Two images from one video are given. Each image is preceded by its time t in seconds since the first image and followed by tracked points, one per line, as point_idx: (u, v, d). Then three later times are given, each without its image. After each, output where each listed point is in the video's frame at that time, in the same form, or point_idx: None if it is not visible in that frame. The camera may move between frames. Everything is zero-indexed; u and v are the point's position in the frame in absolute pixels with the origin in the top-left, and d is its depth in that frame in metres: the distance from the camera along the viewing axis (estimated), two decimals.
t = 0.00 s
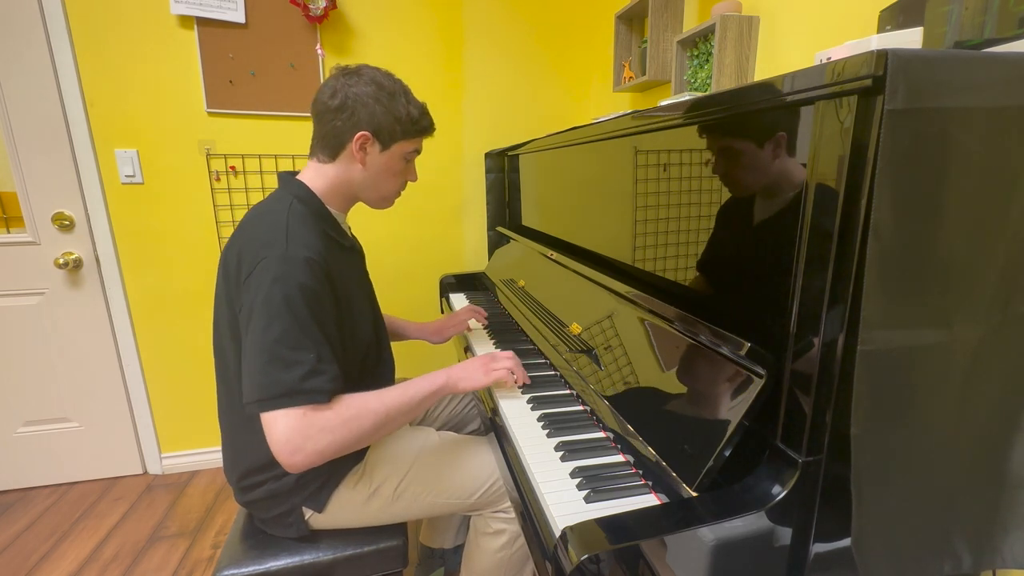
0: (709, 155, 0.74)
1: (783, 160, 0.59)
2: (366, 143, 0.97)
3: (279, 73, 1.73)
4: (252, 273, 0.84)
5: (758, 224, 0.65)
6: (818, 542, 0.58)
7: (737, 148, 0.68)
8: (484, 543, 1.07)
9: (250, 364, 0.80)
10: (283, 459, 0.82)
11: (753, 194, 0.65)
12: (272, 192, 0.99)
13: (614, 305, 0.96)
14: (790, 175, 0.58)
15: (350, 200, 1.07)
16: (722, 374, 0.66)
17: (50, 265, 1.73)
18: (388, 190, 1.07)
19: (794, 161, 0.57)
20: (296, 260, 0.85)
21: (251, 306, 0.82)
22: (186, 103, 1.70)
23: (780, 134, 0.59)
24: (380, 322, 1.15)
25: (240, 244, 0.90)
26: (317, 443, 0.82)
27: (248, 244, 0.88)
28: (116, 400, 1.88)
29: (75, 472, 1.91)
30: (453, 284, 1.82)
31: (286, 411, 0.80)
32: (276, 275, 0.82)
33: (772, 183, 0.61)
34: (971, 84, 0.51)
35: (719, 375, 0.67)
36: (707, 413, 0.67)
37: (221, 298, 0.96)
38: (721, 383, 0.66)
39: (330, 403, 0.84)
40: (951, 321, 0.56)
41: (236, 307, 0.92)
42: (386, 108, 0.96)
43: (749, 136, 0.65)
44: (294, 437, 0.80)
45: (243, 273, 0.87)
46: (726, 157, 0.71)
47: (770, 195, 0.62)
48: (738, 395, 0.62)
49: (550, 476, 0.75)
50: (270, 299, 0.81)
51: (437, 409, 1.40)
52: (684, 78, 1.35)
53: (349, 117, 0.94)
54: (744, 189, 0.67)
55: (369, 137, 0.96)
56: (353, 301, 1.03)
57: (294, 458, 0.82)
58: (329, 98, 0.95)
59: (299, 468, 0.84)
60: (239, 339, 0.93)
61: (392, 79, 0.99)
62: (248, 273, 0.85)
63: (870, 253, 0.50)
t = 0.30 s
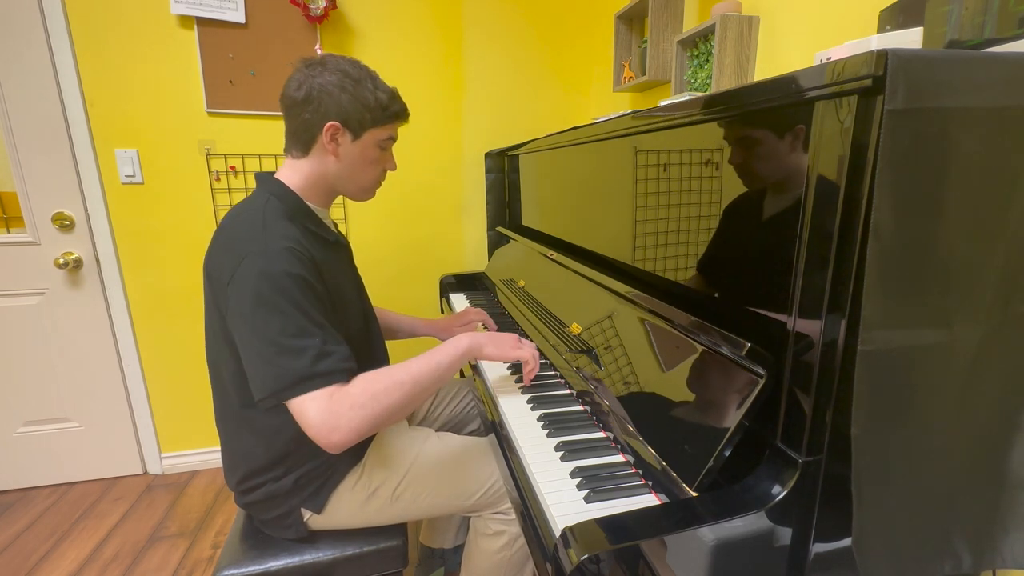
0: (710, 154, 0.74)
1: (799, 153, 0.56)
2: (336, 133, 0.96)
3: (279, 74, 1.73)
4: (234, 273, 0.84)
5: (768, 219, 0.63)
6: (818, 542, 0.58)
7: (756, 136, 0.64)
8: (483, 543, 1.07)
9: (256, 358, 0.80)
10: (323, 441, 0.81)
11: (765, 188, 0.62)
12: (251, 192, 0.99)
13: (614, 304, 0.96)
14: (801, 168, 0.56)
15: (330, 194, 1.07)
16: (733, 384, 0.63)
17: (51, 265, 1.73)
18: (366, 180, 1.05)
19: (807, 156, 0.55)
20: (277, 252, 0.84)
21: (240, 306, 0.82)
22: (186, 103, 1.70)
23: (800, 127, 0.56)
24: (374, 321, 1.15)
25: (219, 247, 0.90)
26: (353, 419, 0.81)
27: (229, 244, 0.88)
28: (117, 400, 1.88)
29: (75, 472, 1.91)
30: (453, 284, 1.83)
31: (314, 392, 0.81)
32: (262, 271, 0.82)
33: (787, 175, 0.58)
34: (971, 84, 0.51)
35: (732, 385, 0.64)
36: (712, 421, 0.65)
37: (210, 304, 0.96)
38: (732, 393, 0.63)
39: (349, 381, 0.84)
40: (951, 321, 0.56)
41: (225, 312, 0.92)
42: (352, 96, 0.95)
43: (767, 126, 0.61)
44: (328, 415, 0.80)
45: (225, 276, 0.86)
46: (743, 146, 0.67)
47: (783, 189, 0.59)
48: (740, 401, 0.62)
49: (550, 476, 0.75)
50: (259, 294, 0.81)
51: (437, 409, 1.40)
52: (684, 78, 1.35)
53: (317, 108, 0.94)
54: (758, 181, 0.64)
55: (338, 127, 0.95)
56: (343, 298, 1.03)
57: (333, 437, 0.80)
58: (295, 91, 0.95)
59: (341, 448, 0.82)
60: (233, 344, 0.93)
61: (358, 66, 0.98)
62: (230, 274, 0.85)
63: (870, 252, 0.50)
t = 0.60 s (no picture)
0: (710, 154, 0.74)
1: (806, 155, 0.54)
2: (321, 131, 0.95)
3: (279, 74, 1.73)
4: (218, 278, 0.85)
5: (774, 218, 0.62)
6: (818, 542, 0.58)
7: (764, 135, 0.62)
8: (483, 545, 1.07)
9: (233, 369, 0.81)
10: (294, 457, 0.83)
11: (771, 187, 0.61)
12: (240, 194, 0.99)
13: (614, 305, 0.96)
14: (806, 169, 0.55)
15: (319, 194, 1.07)
16: (737, 391, 0.62)
17: (51, 265, 1.73)
18: (354, 179, 1.05)
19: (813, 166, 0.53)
20: (259, 260, 0.84)
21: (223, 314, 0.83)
22: (186, 103, 1.70)
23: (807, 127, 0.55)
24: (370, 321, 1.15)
25: (205, 250, 0.90)
26: (320, 438, 0.82)
27: (214, 248, 0.88)
28: (117, 400, 1.88)
29: (75, 472, 1.91)
30: (453, 284, 1.82)
31: (286, 409, 0.81)
32: (242, 279, 0.82)
33: (794, 174, 0.57)
34: (971, 84, 0.51)
35: (735, 393, 0.63)
36: (713, 428, 0.65)
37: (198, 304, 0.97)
38: (735, 399, 0.62)
39: (323, 400, 0.84)
40: (951, 321, 0.56)
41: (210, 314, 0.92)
42: (336, 93, 0.94)
43: (778, 124, 0.59)
44: (296, 433, 0.81)
45: (210, 278, 0.86)
46: (752, 144, 0.65)
47: (789, 188, 0.58)
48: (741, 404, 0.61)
49: (550, 476, 0.75)
50: (239, 304, 0.81)
51: (436, 410, 1.40)
52: (684, 78, 1.35)
53: (301, 106, 0.94)
54: (766, 180, 0.62)
55: (323, 125, 0.95)
56: (335, 297, 1.02)
57: (300, 454, 0.82)
58: (280, 89, 0.96)
59: (309, 463, 0.85)
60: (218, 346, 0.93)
61: (343, 63, 0.98)
62: (215, 279, 0.85)
63: (870, 252, 0.50)
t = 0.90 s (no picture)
0: (710, 154, 0.74)
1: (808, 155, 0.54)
2: (313, 129, 0.95)
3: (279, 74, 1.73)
4: (213, 279, 0.85)
5: (778, 218, 0.61)
6: (818, 542, 0.58)
7: (771, 133, 0.61)
8: (483, 545, 1.07)
9: (225, 371, 0.81)
10: (283, 461, 0.83)
11: (775, 186, 0.61)
12: (235, 195, 0.99)
13: (614, 305, 0.96)
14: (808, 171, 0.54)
15: (314, 193, 1.07)
16: (740, 394, 0.62)
17: (51, 265, 1.73)
18: (348, 177, 1.05)
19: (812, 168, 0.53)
20: (253, 261, 0.84)
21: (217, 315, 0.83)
22: (186, 103, 1.70)
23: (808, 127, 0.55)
24: (368, 321, 1.15)
25: (199, 250, 0.90)
26: (310, 444, 0.82)
27: (207, 249, 0.88)
28: (116, 400, 1.88)
29: (75, 472, 1.91)
30: (453, 284, 1.82)
31: (275, 414, 0.81)
32: (236, 281, 0.82)
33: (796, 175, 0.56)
34: (971, 84, 0.51)
35: (737, 396, 0.62)
36: (713, 429, 0.65)
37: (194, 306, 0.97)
38: (737, 402, 0.62)
39: (314, 406, 0.84)
40: (951, 321, 0.56)
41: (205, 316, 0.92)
42: (329, 90, 0.94)
43: (785, 123, 0.58)
44: (286, 438, 0.81)
45: (205, 279, 0.87)
46: (758, 143, 0.64)
47: (793, 187, 0.57)
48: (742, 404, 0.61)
49: (550, 476, 0.75)
50: (233, 305, 0.81)
51: (436, 410, 1.39)
52: (684, 78, 1.35)
53: (293, 104, 0.94)
54: (770, 180, 0.62)
55: (315, 123, 0.94)
56: (330, 295, 1.02)
57: (289, 458, 0.83)
58: (273, 86, 0.96)
59: (297, 467, 0.85)
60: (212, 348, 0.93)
61: (337, 61, 0.98)
62: (209, 280, 0.85)
63: (871, 252, 0.50)
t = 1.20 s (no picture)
0: (709, 154, 0.74)
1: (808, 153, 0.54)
2: (322, 129, 0.95)
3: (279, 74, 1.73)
4: (223, 277, 0.84)
5: (774, 219, 0.62)
6: (818, 542, 0.58)
7: (769, 133, 0.61)
8: (483, 545, 1.07)
9: (235, 369, 0.80)
10: (296, 457, 0.82)
11: (772, 188, 0.61)
12: (245, 193, 0.99)
13: (614, 304, 0.96)
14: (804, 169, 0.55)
15: (323, 193, 1.07)
16: (742, 393, 0.62)
17: (51, 265, 1.73)
18: (357, 179, 1.05)
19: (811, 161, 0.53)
20: (264, 258, 0.84)
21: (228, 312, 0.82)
22: (186, 103, 1.70)
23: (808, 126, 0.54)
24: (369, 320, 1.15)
25: (209, 250, 0.89)
26: (326, 438, 0.82)
27: (217, 248, 0.87)
28: (116, 400, 1.88)
29: (75, 472, 1.91)
30: (453, 284, 1.82)
31: (290, 408, 0.81)
32: (247, 277, 0.82)
33: (794, 176, 0.57)
34: (971, 83, 0.51)
35: (738, 393, 0.62)
36: (712, 425, 0.65)
37: (201, 306, 0.96)
38: (738, 398, 0.62)
39: (327, 400, 0.84)
40: (951, 321, 0.56)
41: (213, 316, 0.92)
42: (339, 91, 0.94)
43: (782, 121, 0.59)
44: (302, 433, 0.80)
45: (215, 278, 0.86)
46: (757, 143, 0.64)
47: (790, 189, 0.58)
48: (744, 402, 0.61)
49: (550, 476, 0.75)
50: (244, 302, 0.81)
51: (436, 410, 1.40)
52: (684, 78, 1.35)
53: (303, 104, 0.94)
54: (767, 180, 0.62)
55: (324, 123, 0.94)
56: (338, 298, 1.02)
57: (304, 454, 0.82)
58: (284, 87, 0.96)
59: (311, 464, 0.84)
60: (220, 348, 0.93)
61: (348, 61, 0.97)
62: (219, 278, 0.85)
63: (871, 252, 0.50)
